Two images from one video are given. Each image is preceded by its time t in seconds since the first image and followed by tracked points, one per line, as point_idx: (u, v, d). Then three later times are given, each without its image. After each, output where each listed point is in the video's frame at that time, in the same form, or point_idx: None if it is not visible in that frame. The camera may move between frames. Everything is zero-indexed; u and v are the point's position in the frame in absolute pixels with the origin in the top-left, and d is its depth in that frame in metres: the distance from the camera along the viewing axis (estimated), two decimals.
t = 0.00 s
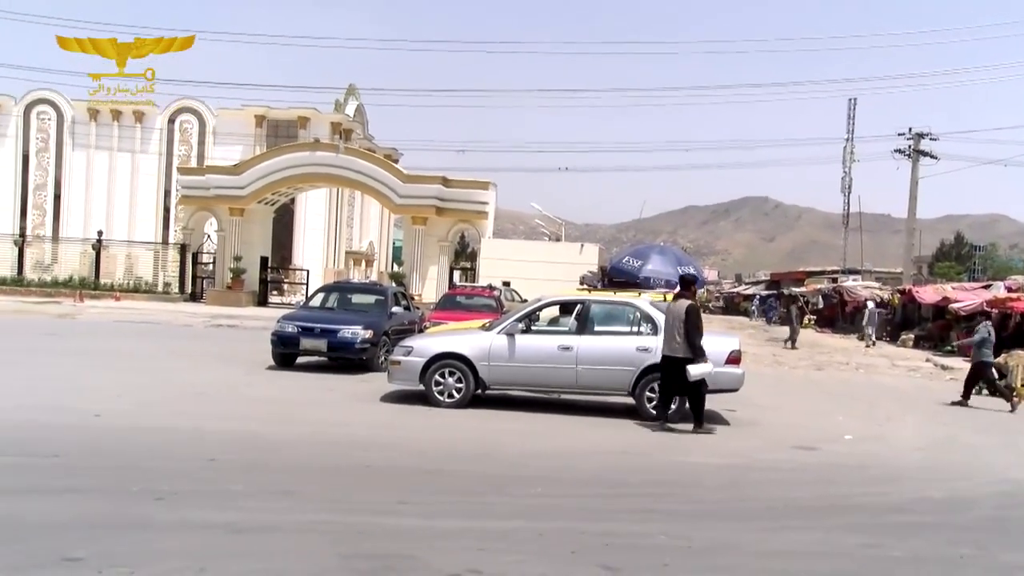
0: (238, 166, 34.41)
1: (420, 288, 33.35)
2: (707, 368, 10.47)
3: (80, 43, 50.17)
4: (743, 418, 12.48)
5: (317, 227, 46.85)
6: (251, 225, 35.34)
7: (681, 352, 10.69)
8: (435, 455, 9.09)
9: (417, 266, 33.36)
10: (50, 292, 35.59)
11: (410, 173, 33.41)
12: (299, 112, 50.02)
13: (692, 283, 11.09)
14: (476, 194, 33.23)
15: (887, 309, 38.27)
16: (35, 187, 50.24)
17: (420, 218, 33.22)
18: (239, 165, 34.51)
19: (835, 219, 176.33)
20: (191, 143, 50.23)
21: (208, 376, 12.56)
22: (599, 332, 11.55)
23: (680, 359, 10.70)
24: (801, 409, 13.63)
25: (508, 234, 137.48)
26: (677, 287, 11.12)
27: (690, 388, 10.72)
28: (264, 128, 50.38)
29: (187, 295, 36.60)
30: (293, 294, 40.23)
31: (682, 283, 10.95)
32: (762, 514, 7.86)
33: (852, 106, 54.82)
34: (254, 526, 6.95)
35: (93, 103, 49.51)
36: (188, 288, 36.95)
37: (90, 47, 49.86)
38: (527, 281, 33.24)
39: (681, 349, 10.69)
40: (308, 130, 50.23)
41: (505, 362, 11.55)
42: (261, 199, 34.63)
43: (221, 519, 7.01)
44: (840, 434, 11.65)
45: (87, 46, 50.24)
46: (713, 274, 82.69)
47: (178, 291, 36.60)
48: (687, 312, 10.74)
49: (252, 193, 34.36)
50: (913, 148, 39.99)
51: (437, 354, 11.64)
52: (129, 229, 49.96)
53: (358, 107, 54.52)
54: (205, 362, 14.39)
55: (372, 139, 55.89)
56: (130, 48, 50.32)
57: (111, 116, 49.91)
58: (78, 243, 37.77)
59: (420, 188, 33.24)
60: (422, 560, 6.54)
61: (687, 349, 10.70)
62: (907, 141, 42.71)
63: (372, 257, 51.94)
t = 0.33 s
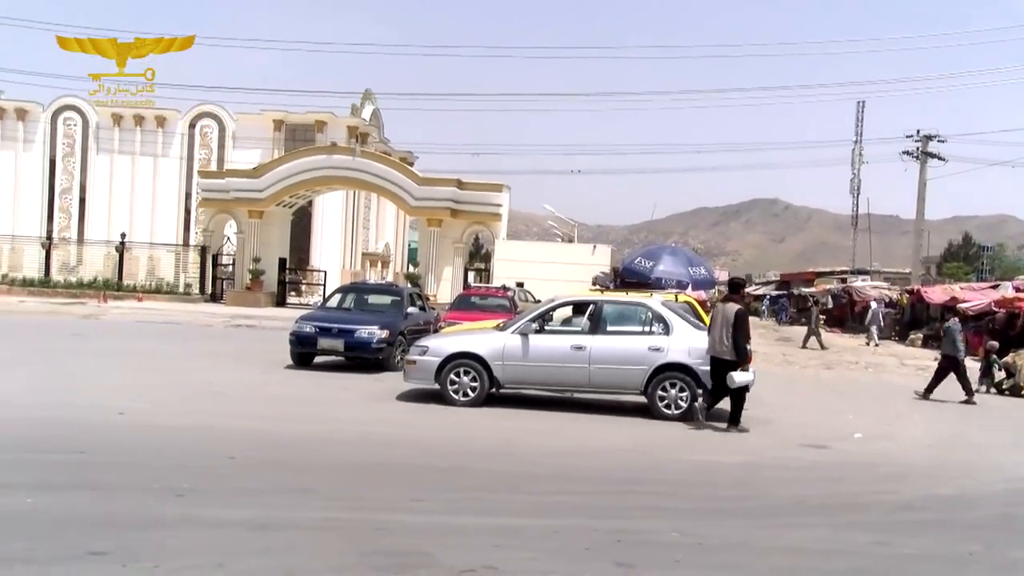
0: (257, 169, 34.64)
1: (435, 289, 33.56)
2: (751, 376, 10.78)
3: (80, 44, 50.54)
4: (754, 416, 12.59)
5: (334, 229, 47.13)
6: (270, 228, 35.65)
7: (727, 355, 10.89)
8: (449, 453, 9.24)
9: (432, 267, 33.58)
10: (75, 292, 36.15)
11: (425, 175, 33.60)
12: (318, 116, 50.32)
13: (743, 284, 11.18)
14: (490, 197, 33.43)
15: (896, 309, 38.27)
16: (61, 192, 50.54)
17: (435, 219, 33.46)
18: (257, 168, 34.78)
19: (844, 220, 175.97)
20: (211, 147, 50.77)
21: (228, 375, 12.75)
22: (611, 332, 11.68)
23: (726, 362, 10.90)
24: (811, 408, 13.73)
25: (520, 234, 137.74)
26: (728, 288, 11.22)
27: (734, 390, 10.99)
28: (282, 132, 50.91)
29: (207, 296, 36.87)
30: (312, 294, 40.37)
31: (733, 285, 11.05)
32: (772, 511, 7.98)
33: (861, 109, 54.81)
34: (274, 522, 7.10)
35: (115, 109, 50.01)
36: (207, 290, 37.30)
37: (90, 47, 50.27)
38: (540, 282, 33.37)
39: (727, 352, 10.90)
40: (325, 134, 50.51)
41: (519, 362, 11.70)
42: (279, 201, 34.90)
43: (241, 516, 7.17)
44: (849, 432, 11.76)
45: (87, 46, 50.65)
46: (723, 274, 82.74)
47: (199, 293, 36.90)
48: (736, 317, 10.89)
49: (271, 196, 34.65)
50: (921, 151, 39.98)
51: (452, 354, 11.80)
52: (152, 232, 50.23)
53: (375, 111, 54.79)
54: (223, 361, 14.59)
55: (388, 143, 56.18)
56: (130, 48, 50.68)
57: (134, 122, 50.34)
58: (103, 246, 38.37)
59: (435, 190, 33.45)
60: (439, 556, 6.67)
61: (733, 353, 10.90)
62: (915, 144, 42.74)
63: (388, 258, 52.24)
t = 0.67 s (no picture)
0: (273, 173, 34.82)
1: (448, 290, 33.76)
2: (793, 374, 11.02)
3: (80, 44, 50.82)
4: (762, 415, 12.72)
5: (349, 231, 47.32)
6: (287, 230, 35.81)
7: (767, 355, 11.14)
8: (462, 451, 9.39)
9: (445, 268, 33.74)
10: (97, 293, 36.57)
11: (439, 178, 33.77)
12: (333, 120, 50.45)
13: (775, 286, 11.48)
14: (502, 199, 33.55)
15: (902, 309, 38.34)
16: (84, 196, 51.05)
17: (448, 221, 33.65)
18: (273, 172, 34.91)
19: (851, 220, 175.69)
20: (229, 151, 50.86)
21: (244, 374, 12.94)
22: (622, 332, 11.82)
23: (766, 362, 11.15)
24: (820, 407, 13.84)
25: (532, 237, 138.07)
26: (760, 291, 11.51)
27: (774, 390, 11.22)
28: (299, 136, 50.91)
29: (225, 297, 37.14)
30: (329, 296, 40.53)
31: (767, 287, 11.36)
32: (780, 508, 8.11)
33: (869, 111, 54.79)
34: (291, 518, 7.25)
35: (137, 114, 50.27)
36: (225, 291, 37.45)
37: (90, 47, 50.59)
38: (551, 283, 33.52)
39: (767, 352, 11.15)
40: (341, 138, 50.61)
41: (531, 361, 11.85)
42: (296, 204, 35.08)
43: (260, 512, 7.32)
44: (857, 430, 11.86)
45: (85, 46, 50.91)
46: (732, 275, 82.85)
47: (217, 294, 37.14)
48: (774, 318, 11.17)
49: (287, 199, 34.81)
50: (928, 153, 40.00)
51: (465, 354, 11.95)
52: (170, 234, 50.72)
53: (390, 116, 54.93)
54: (240, 360, 14.80)
55: (402, 147, 56.39)
56: (130, 48, 50.98)
57: (156, 127, 50.69)
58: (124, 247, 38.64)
59: (449, 193, 33.65)
60: (453, 552, 6.81)
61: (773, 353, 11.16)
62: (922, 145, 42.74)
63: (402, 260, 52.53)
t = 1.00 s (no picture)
0: (289, 176, 35.13)
1: (460, 290, 33.97)
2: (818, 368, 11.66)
3: (80, 44, 51.13)
4: (771, 414, 12.85)
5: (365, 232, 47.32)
6: (302, 232, 36.07)
7: (796, 351, 11.87)
8: (474, 449, 9.54)
9: (457, 268, 33.89)
10: (118, 295, 37.05)
11: (451, 180, 33.95)
12: (348, 124, 50.53)
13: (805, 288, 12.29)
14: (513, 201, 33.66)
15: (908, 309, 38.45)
16: (105, 199, 51.55)
17: (460, 223, 33.80)
18: (289, 175, 35.24)
19: (857, 220, 175.50)
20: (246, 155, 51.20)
21: (260, 373, 13.12)
22: (631, 332, 11.96)
23: (795, 357, 11.87)
24: (829, 406, 13.95)
25: (542, 238, 138.27)
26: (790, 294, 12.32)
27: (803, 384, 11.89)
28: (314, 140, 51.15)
29: (242, 298, 37.42)
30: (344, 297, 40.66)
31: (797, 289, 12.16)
32: (788, 505, 8.23)
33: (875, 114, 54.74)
34: (307, 514, 7.40)
35: (156, 119, 50.61)
36: (242, 292, 37.65)
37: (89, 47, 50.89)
38: (562, 284, 33.67)
39: (796, 348, 11.87)
40: (355, 142, 50.61)
41: (542, 361, 11.99)
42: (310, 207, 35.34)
43: (277, 508, 7.47)
44: (864, 429, 11.99)
45: (84, 46, 51.22)
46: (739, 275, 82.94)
47: (234, 295, 37.41)
48: (803, 315, 11.94)
49: (302, 202, 35.08)
50: (933, 155, 40.04)
51: (477, 353, 12.11)
52: (189, 236, 50.83)
53: (403, 120, 55.28)
54: (254, 359, 14.99)
55: (416, 150, 56.69)
56: (130, 48, 51.29)
57: (174, 131, 51.03)
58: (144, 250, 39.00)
59: (460, 195, 33.81)
60: (467, 547, 6.95)
61: (802, 348, 11.88)
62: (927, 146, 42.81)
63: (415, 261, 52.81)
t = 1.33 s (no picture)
0: (306, 179, 35.38)
1: (473, 290, 34.11)
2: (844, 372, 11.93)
3: (80, 44, 51.44)
4: (781, 412, 12.97)
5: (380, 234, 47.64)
6: (319, 233, 36.34)
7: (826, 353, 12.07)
8: (486, 447, 9.68)
9: (471, 269, 34.05)
10: (140, 295, 37.32)
11: (464, 182, 34.12)
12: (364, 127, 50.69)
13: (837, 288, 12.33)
14: (525, 203, 33.82)
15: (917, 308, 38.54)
16: (127, 202, 51.87)
17: (473, 225, 33.95)
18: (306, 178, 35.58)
19: (864, 220, 175.24)
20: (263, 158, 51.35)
21: (277, 372, 13.29)
22: (642, 332, 12.12)
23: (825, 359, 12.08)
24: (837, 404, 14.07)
25: (554, 239, 138.38)
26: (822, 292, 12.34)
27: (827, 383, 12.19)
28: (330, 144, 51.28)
29: (260, 298, 37.62)
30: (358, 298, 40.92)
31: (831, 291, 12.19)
32: (796, 502, 8.36)
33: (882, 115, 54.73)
34: (324, 510, 7.56)
35: (176, 124, 50.84)
36: (260, 292, 37.85)
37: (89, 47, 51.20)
38: (575, 284, 33.79)
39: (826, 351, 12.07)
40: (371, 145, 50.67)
41: (554, 360, 12.14)
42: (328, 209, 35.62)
43: (295, 504, 7.63)
44: (872, 426, 12.10)
45: (84, 45, 51.56)
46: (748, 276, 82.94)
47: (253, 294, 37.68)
48: (836, 320, 12.04)
49: (320, 204, 35.33)
50: (940, 156, 40.08)
51: (490, 353, 12.26)
52: (209, 236, 51.18)
53: (416, 123, 55.46)
54: (271, 359, 15.18)
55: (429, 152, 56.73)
56: (130, 48, 51.56)
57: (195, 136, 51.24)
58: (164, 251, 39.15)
59: (474, 197, 33.97)
60: (481, 543, 7.10)
61: (832, 351, 12.09)
62: (934, 147, 42.78)
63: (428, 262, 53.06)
